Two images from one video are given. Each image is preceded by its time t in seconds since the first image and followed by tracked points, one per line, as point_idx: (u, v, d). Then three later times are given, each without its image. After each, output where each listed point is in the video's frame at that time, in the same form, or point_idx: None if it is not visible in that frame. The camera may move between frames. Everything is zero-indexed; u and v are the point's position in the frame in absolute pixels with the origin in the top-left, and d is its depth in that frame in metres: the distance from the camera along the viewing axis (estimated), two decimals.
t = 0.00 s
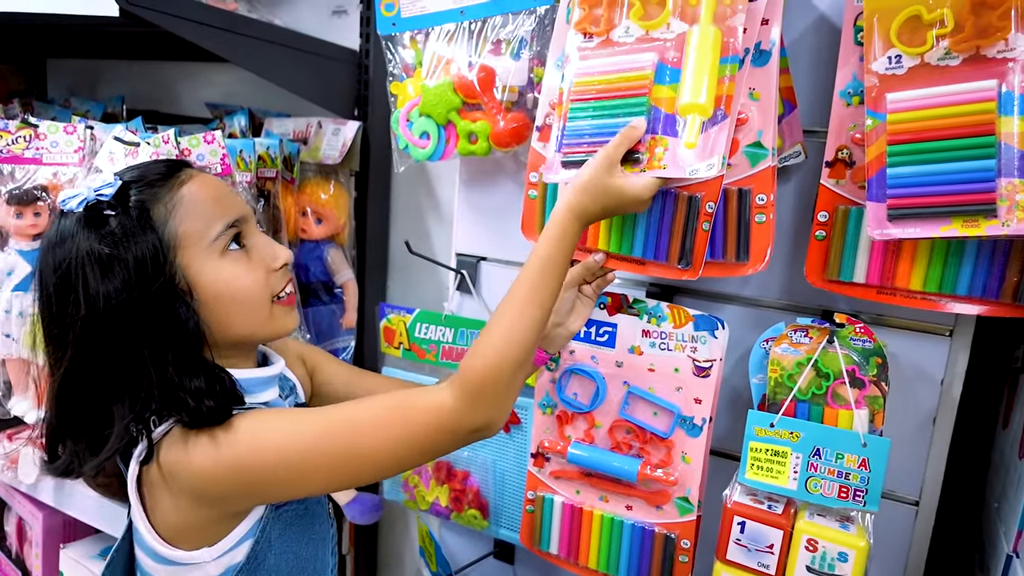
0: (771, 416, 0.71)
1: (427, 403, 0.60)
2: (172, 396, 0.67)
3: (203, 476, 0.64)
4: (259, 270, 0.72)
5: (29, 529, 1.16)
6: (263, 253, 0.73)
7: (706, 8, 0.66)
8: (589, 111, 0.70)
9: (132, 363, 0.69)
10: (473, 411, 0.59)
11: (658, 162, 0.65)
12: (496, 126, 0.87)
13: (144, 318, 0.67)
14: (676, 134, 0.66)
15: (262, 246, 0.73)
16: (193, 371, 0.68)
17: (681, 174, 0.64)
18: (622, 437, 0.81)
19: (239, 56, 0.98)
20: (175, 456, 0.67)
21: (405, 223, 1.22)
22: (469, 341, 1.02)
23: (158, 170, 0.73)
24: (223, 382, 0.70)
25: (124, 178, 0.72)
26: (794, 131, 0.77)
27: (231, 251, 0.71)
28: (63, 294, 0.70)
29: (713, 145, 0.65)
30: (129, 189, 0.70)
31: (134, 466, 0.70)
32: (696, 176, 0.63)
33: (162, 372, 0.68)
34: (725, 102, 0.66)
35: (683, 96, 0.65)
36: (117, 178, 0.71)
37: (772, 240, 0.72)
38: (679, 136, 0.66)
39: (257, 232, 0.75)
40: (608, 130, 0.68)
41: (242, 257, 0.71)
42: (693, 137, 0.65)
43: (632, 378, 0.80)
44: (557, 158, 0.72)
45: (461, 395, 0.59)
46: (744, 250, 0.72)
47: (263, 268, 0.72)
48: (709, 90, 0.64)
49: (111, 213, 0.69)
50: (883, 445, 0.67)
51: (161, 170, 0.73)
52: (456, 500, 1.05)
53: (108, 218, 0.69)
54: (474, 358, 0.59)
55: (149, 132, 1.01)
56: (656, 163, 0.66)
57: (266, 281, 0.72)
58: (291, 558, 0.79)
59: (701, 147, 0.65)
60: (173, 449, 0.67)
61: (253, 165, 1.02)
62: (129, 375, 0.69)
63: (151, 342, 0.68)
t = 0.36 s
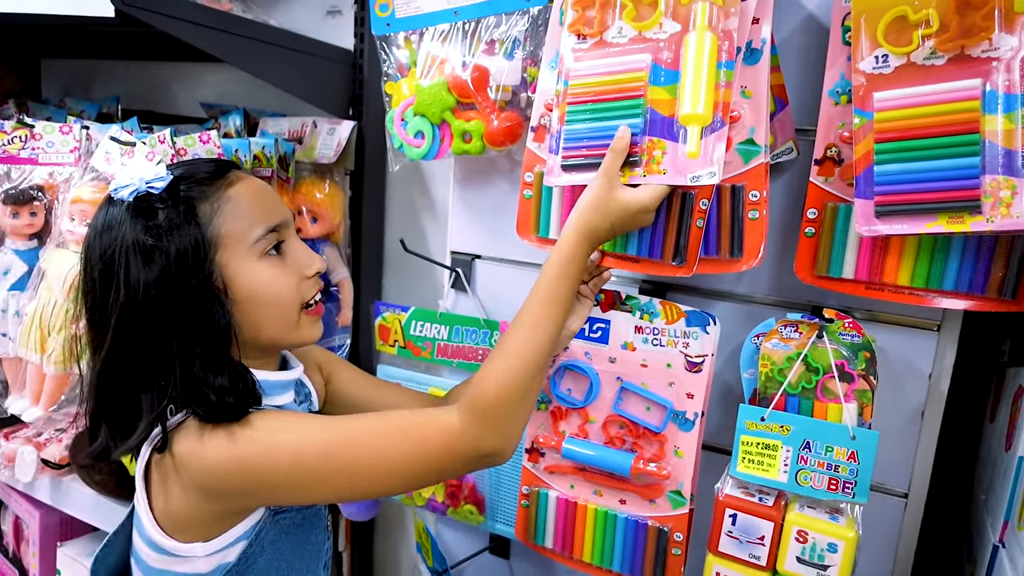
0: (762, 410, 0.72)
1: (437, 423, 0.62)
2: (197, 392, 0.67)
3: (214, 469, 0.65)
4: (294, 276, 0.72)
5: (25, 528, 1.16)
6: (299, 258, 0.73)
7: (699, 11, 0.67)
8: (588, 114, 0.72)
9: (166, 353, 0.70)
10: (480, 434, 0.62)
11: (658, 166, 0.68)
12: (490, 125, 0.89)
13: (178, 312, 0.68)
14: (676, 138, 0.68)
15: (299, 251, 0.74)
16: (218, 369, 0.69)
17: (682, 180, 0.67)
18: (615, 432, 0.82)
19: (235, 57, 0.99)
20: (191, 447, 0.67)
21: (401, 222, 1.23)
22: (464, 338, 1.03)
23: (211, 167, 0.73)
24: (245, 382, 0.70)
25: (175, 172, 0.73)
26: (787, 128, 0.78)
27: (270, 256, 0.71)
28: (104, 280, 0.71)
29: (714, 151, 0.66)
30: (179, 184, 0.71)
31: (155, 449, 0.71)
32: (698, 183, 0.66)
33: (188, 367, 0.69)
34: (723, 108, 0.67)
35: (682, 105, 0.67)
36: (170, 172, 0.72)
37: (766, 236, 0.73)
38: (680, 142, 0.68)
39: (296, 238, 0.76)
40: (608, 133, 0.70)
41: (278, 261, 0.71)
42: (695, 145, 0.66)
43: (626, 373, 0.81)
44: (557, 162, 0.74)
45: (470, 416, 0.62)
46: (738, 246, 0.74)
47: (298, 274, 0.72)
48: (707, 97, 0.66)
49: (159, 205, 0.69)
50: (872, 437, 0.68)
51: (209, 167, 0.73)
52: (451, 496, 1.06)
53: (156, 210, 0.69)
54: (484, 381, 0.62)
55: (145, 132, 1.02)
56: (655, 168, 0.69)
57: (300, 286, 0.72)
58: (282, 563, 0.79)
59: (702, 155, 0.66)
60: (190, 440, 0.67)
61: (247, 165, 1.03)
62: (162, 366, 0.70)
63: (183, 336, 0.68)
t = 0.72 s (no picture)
0: (771, 402, 0.73)
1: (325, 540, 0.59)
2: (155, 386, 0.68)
3: (150, 469, 0.64)
4: (265, 275, 0.70)
5: (40, 520, 1.18)
6: (272, 258, 0.71)
7: (705, 9, 0.68)
8: (590, 106, 0.72)
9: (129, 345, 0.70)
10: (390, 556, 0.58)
11: (656, 158, 0.69)
12: (499, 121, 0.89)
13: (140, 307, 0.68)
14: (676, 131, 0.69)
15: (273, 250, 0.71)
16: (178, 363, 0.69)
17: (681, 173, 0.68)
18: (625, 424, 0.83)
19: (245, 54, 1.00)
20: (149, 444, 0.64)
21: (409, 218, 1.24)
22: (473, 333, 1.04)
23: (190, 163, 0.72)
24: (206, 377, 0.70)
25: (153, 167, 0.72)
26: (787, 129, 0.78)
27: (238, 252, 0.69)
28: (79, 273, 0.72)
29: (714, 146, 0.68)
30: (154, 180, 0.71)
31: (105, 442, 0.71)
32: (696, 176, 0.67)
33: (148, 361, 0.69)
34: (724, 104, 0.68)
35: (684, 99, 0.66)
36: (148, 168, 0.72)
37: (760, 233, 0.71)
38: (680, 135, 0.69)
39: (273, 235, 0.73)
40: (608, 123, 0.70)
41: (249, 259, 0.69)
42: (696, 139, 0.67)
43: (636, 367, 0.82)
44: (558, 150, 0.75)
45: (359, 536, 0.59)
46: (729, 243, 0.72)
47: (270, 273, 0.70)
48: (709, 92, 0.65)
49: (131, 201, 0.69)
50: (880, 429, 0.69)
51: (194, 163, 0.73)
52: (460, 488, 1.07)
53: (128, 206, 0.69)
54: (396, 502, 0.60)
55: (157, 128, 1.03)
56: (654, 159, 0.69)
57: (270, 287, 0.70)
58: None
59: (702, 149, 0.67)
60: (149, 437, 0.65)
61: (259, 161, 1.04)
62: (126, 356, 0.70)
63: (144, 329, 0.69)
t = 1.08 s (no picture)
0: (847, 384, 0.71)
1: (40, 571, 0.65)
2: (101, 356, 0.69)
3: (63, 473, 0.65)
4: (198, 277, 0.66)
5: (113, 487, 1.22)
6: (214, 261, 0.67)
7: None
8: (659, 80, 0.71)
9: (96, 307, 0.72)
10: None
11: (727, 133, 0.67)
12: (565, 98, 0.88)
13: (104, 277, 0.70)
14: (748, 106, 0.67)
15: (220, 253, 0.67)
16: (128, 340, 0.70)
17: (752, 149, 0.66)
18: (692, 404, 0.83)
19: (310, 33, 1.01)
20: (86, 453, 0.65)
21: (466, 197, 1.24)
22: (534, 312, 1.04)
23: (189, 146, 0.70)
24: (148, 361, 0.70)
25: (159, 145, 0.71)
26: (857, 109, 0.75)
27: (179, 245, 0.67)
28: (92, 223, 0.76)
29: (789, 121, 0.65)
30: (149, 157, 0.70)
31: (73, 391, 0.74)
32: (768, 152, 0.65)
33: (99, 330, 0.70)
34: (800, 79, 0.65)
35: (759, 73, 0.64)
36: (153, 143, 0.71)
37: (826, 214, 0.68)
38: (752, 109, 0.67)
39: (239, 236, 0.69)
40: (677, 97, 0.69)
41: (188, 257, 0.66)
42: (769, 114, 0.65)
43: (704, 347, 0.81)
44: (625, 124, 0.73)
45: None
46: (793, 223, 0.69)
47: (204, 276, 0.66)
48: (785, 65, 0.63)
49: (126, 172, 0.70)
50: (964, 414, 0.66)
51: (193, 147, 0.71)
52: (518, 467, 1.08)
53: (122, 176, 0.70)
54: None
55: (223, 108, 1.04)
56: (725, 134, 0.67)
57: (200, 291, 0.66)
58: None
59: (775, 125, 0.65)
60: (87, 447, 0.65)
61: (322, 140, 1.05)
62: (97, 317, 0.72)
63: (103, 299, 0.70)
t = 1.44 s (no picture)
0: (960, 370, 0.68)
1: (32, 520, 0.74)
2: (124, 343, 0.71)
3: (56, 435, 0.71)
4: (230, 276, 0.68)
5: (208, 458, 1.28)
6: (248, 262, 0.69)
7: None
8: (772, 53, 0.69)
9: (105, 291, 0.72)
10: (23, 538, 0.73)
11: (855, 103, 0.64)
12: (658, 74, 0.86)
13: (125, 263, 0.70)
14: (877, 74, 0.64)
15: (252, 254, 0.69)
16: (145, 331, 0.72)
17: (885, 117, 0.63)
18: (788, 390, 0.80)
19: (402, 17, 1.00)
20: (80, 422, 0.71)
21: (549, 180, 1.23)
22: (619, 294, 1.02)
23: (226, 144, 0.71)
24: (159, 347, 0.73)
25: (193, 136, 0.71)
26: (983, 76, 0.69)
27: (215, 243, 0.68)
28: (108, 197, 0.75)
29: (924, 86, 0.61)
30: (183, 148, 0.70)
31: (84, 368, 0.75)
32: (904, 120, 0.62)
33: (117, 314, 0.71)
34: (934, 41, 0.62)
35: (889, 36, 0.61)
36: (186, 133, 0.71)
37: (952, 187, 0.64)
38: (884, 76, 0.63)
39: (268, 238, 0.71)
40: (798, 69, 0.66)
41: (223, 254, 0.68)
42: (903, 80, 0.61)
43: (802, 330, 0.78)
44: (740, 102, 0.71)
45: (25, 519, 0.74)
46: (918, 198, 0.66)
47: (236, 275, 0.68)
48: (919, 26, 0.60)
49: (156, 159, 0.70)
50: None
51: (229, 144, 0.71)
52: (603, 451, 1.06)
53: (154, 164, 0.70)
54: None
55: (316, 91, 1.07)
56: (853, 104, 0.65)
57: (230, 290, 0.68)
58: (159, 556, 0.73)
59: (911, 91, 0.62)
60: (81, 417, 0.71)
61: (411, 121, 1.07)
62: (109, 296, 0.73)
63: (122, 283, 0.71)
